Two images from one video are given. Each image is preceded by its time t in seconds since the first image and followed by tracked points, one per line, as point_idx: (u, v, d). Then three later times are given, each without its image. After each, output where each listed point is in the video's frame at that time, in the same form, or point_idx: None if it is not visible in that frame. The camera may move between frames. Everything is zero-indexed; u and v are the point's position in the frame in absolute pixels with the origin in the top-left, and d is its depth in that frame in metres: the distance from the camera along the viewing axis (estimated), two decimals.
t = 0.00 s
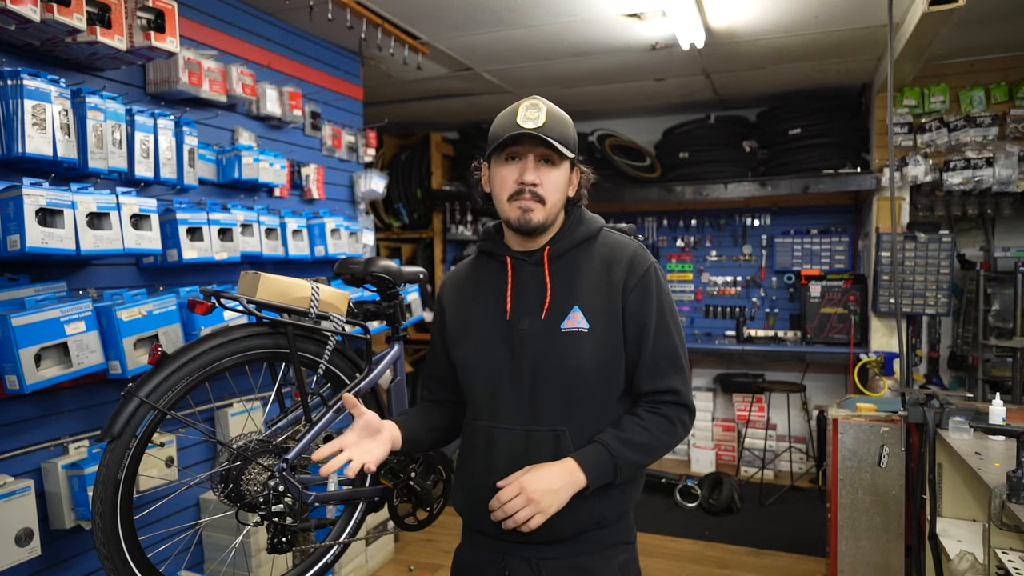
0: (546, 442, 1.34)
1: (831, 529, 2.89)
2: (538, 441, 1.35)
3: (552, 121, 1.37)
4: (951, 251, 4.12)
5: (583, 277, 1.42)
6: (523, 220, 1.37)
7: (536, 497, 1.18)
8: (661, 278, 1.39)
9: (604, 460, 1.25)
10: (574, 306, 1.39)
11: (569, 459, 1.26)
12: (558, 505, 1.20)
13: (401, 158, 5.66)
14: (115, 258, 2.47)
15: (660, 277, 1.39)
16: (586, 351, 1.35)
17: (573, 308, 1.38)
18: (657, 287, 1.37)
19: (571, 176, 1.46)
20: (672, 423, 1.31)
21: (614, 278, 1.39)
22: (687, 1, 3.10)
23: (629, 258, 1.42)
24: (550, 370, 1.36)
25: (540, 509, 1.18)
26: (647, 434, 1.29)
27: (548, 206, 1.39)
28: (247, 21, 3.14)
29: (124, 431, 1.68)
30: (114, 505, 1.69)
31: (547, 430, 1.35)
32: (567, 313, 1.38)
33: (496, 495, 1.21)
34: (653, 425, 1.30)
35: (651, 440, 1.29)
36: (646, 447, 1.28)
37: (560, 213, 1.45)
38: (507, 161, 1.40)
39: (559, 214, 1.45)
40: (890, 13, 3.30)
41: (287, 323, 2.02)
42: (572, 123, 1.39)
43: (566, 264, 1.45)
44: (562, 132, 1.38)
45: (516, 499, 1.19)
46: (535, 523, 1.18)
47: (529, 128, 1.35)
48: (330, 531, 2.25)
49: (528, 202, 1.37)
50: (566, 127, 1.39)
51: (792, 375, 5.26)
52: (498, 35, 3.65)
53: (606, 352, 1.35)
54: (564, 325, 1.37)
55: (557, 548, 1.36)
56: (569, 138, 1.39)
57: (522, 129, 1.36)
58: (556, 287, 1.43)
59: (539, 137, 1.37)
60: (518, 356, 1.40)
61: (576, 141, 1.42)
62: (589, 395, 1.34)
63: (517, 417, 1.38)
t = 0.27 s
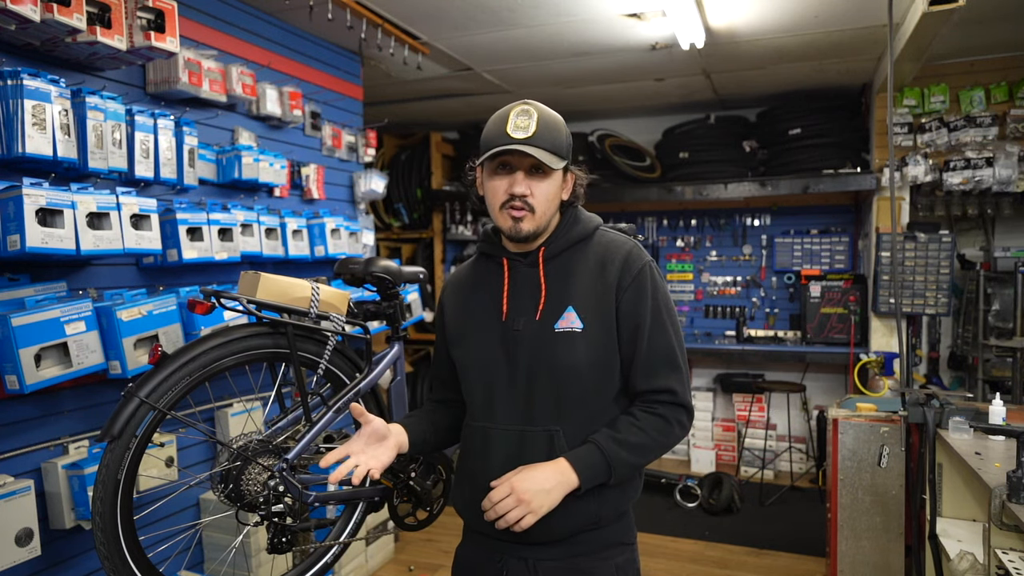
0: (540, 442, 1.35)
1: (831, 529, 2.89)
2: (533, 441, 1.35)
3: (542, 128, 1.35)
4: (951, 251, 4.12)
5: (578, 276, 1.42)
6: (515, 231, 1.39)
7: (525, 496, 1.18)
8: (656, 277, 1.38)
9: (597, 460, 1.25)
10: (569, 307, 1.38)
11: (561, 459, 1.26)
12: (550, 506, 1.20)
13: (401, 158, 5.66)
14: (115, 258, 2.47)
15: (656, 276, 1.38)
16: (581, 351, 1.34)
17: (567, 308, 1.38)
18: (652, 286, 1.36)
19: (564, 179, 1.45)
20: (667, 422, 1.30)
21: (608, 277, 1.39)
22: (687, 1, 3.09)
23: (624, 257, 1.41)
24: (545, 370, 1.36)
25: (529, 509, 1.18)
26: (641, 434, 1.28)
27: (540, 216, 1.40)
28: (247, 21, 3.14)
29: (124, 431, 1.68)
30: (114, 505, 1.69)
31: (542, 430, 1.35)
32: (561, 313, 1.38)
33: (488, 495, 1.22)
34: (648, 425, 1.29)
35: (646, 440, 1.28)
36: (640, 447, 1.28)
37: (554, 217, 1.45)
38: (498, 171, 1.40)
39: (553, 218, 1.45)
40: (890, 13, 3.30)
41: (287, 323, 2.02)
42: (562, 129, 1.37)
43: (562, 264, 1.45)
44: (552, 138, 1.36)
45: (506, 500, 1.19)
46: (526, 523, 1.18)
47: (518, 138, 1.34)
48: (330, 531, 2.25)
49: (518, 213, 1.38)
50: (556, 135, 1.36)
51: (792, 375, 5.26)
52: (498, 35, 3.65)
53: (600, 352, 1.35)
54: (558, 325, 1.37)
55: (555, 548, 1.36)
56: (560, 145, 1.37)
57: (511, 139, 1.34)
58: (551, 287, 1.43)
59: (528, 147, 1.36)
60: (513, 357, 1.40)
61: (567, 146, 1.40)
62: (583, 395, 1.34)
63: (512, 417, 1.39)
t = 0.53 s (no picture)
0: (536, 441, 1.35)
1: (831, 529, 2.89)
2: (529, 440, 1.35)
3: (540, 130, 1.35)
4: (951, 251, 4.12)
5: (575, 277, 1.42)
6: (513, 230, 1.39)
7: (520, 494, 1.19)
8: (653, 277, 1.38)
9: (593, 460, 1.26)
10: (566, 307, 1.39)
11: (557, 458, 1.26)
12: (543, 504, 1.20)
13: (401, 158, 5.66)
14: (115, 258, 2.47)
15: (652, 277, 1.38)
16: (577, 352, 1.34)
17: (564, 309, 1.38)
18: (649, 287, 1.36)
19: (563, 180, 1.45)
20: (663, 423, 1.30)
21: (605, 278, 1.39)
22: (687, 1, 3.09)
23: (621, 258, 1.41)
24: (541, 371, 1.36)
25: (523, 506, 1.19)
26: (637, 434, 1.29)
27: (538, 215, 1.39)
28: (247, 21, 3.14)
29: (124, 431, 1.68)
30: (114, 505, 1.69)
31: (537, 429, 1.35)
32: (558, 314, 1.38)
33: (483, 491, 1.23)
34: (644, 426, 1.29)
35: (642, 441, 1.28)
36: (636, 447, 1.28)
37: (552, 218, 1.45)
38: (497, 171, 1.40)
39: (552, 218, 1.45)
40: (890, 13, 3.30)
41: (287, 323, 2.02)
42: (560, 130, 1.37)
43: (559, 265, 1.45)
44: (550, 140, 1.36)
45: (500, 496, 1.20)
46: (518, 520, 1.18)
47: (516, 140, 1.34)
48: (330, 531, 2.25)
49: (517, 213, 1.38)
50: (553, 136, 1.36)
51: (792, 375, 5.26)
52: (498, 35, 3.66)
53: (596, 352, 1.35)
54: (554, 326, 1.38)
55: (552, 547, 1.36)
56: (558, 146, 1.37)
57: (509, 140, 1.34)
58: (548, 287, 1.43)
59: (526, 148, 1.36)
60: (510, 357, 1.40)
61: (565, 147, 1.40)
62: (580, 395, 1.34)
63: (508, 417, 1.39)
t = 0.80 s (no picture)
0: (538, 439, 1.34)
1: (831, 529, 2.89)
2: (530, 437, 1.35)
3: (549, 126, 1.36)
4: (951, 251, 4.12)
5: (577, 275, 1.42)
6: (519, 224, 1.38)
7: (521, 490, 1.21)
8: (654, 278, 1.39)
9: (597, 456, 1.26)
10: (568, 305, 1.38)
11: (562, 453, 1.26)
12: (549, 499, 1.22)
13: (401, 158, 5.66)
14: (115, 258, 2.47)
15: (653, 277, 1.39)
16: (580, 350, 1.34)
17: (566, 307, 1.38)
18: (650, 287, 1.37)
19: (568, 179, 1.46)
20: (665, 421, 1.31)
21: (607, 277, 1.39)
22: (687, 1, 3.09)
23: (622, 258, 1.42)
24: (544, 368, 1.36)
25: (524, 500, 1.21)
26: (640, 431, 1.29)
27: (543, 211, 1.39)
28: (247, 21, 3.14)
29: (124, 431, 1.68)
30: (114, 505, 1.69)
31: (539, 427, 1.34)
32: (560, 312, 1.38)
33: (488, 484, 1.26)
34: (646, 424, 1.29)
35: (645, 438, 1.29)
36: (639, 445, 1.28)
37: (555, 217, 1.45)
38: (505, 163, 1.40)
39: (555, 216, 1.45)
40: (890, 13, 3.30)
41: (287, 323, 2.01)
42: (569, 128, 1.38)
43: (560, 264, 1.45)
44: (559, 137, 1.37)
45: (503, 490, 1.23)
46: (523, 515, 1.21)
47: (526, 134, 1.34)
48: (330, 531, 2.25)
49: (523, 206, 1.38)
50: (563, 133, 1.38)
51: (792, 375, 5.26)
52: (498, 35, 3.65)
53: (598, 351, 1.35)
54: (557, 324, 1.37)
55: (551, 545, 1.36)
56: (566, 144, 1.38)
57: (520, 134, 1.35)
58: (550, 286, 1.43)
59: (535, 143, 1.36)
60: (512, 355, 1.40)
61: (573, 146, 1.41)
62: (581, 393, 1.34)
63: (509, 414, 1.38)
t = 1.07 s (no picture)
0: (543, 438, 1.33)
1: (831, 529, 2.89)
2: (535, 437, 1.34)
3: (553, 124, 1.38)
4: (951, 251, 4.12)
5: (582, 275, 1.43)
6: (520, 219, 1.37)
7: (540, 490, 1.19)
8: (658, 281, 1.42)
9: (606, 454, 1.26)
10: (573, 305, 1.39)
11: (573, 452, 1.26)
12: (562, 499, 1.21)
13: (401, 158, 5.66)
14: (115, 258, 2.47)
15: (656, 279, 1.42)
16: (586, 349, 1.35)
17: (572, 307, 1.39)
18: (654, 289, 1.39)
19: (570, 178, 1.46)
20: (670, 421, 1.33)
21: (613, 279, 1.41)
22: (687, 1, 3.09)
23: (626, 260, 1.43)
24: (550, 367, 1.35)
25: (540, 500, 1.19)
26: (646, 430, 1.30)
27: (545, 206, 1.39)
28: (247, 21, 3.14)
29: (124, 431, 1.68)
30: (114, 505, 1.69)
31: (545, 425, 1.34)
32: (566, 312, 1.38)
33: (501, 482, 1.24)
34: (653, 423, 1.31)
35: (650, 437, 1.30)
36: (646, 444, 1.29)
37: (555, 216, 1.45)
38: (508, 158, 1.40)
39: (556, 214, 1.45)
40: (890, 13, 3.30)
41: (287, 323, 2.02)
42: (573, 127, 1.40)
43: (564, 264, 1.45)
44: (562, 135, 1.38)
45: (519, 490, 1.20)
46: (538, 515, 1.19)
47: (530, 129, 1.36)
48: (330, 531, 2.25)
49: (525, 200, 1.37)
50: (568, 131, 1.40)
51: (792, 375, 5.26)
52: (498, 35, 3.65)
53: (604, 350, 1.35)
54: (563, 323, 1.37)
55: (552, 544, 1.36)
56: (569, 142, 1.40)
57: (524, 129, 1.37)
58: (555, 285, 1.43)
59: (540, 138, 1.38)
60: (517, 353, 1.39)
61: (575, 146, 1.43)
62: (587, 392, 1.34)
63: (514, 413, 1.37)
